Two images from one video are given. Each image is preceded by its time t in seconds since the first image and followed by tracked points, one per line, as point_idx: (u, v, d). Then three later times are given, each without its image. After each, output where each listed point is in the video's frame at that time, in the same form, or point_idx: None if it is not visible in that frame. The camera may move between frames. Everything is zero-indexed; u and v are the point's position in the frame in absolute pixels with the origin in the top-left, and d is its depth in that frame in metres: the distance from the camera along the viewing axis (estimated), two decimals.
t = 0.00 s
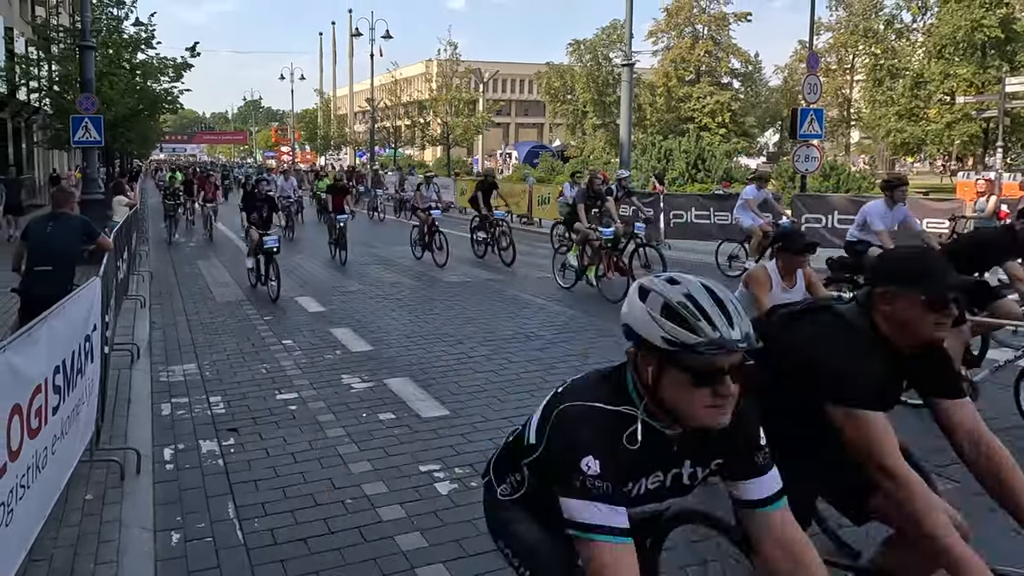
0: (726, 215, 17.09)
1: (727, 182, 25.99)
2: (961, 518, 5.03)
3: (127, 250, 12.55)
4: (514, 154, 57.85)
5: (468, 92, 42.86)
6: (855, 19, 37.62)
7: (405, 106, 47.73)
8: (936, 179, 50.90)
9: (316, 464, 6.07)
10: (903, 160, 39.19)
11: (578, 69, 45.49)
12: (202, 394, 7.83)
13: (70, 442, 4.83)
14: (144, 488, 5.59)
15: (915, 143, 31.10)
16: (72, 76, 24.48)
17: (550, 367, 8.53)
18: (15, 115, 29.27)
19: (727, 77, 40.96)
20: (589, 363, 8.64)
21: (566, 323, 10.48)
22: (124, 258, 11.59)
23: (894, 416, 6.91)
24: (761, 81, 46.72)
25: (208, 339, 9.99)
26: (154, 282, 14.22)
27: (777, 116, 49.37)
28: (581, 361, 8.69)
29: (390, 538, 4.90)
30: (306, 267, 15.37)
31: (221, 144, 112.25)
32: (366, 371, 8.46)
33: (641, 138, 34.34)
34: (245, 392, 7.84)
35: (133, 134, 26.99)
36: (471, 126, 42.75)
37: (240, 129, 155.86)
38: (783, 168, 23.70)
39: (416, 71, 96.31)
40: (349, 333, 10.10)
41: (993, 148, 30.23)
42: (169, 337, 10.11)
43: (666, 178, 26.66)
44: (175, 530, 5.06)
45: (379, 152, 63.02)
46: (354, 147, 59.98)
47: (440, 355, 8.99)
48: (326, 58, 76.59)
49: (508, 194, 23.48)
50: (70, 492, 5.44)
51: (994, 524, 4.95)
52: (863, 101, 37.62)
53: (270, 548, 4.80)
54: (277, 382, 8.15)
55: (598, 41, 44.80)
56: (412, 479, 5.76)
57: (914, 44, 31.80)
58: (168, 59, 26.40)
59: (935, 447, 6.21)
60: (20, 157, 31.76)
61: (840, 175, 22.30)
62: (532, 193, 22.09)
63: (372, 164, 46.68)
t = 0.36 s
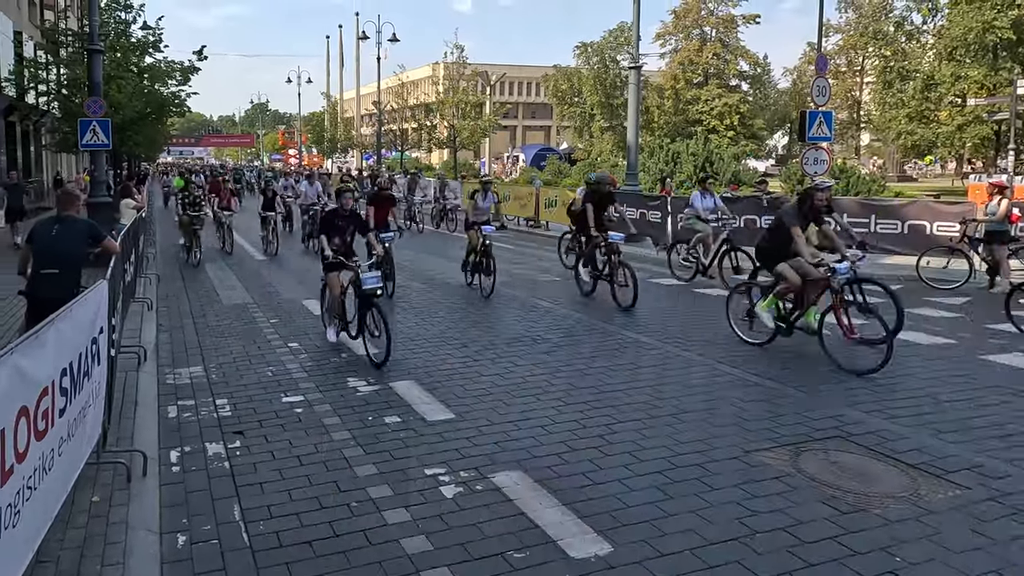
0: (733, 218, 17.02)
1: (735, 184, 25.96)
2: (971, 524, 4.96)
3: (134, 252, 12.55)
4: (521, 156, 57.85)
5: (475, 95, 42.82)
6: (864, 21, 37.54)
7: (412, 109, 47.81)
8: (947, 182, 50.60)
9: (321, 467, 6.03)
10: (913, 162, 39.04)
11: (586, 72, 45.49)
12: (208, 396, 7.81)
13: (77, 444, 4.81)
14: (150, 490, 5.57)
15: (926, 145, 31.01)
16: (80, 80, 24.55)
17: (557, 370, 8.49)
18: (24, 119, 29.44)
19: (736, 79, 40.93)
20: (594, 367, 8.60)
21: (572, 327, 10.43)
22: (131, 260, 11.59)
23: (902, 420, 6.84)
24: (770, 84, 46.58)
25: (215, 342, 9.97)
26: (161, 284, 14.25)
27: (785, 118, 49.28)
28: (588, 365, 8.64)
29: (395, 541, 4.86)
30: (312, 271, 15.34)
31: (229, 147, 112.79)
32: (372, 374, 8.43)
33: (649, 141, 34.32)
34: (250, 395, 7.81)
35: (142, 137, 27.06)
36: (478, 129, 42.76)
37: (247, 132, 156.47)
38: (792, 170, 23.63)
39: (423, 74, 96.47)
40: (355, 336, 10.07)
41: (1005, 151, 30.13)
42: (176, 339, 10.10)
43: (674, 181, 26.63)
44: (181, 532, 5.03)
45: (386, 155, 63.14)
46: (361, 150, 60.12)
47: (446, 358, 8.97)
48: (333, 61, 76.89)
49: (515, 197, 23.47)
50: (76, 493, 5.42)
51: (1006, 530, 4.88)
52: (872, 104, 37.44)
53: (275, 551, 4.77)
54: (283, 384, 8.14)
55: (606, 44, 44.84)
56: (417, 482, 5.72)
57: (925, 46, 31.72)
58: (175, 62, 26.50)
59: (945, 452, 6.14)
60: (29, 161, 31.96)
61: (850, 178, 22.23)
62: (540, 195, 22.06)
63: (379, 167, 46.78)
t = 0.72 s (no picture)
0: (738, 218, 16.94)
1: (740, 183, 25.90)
2: (979, 525, 4.92)
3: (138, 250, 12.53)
4: (525, 155, 57.79)
5: (479, 93, 42.78)
6: (869, 19, 37.44)
7: (416, 108, 47.78)
8: (953, 181, 50.46)
9: (325, 465, 6.01)
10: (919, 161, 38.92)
11: (590, 70, 45.37)
12: (212, 394, 7.79)
13: (80, 442, 4.78)
14: (153, 489, 5.54)
15: (932, 144, 30.91)
16: (84, 78, 24.50)
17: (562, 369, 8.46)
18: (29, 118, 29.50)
19: (741, 77, 40.84)
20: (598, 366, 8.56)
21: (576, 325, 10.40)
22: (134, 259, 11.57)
23: (908, 420, 6.78)
24: (775, 82, 46.48)
25: (219, 340, 9.95)
26: (165, 283, 14.23)
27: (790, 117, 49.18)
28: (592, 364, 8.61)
29: (399, 540, 4.83)
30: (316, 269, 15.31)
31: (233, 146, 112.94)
32: (375, 373, 8.40)
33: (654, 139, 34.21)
34: (254, 393, 7.79)
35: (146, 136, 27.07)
36: (482, 128, 42.77)
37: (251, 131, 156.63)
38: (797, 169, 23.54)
39: (427, 72, 96.46)
40: (359, 335, 10.05)
41: (1012, 149, 30.02)
42: (179, 338, 10.08)
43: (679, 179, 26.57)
44: (185, 530, 5.01)
45: (390, 154, 63.13)
46: (364, 149, 60.12)
47: (449, 357, 8.94)
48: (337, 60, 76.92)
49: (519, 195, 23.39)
50: (79, 492, 5.40)
51: (1013, 531, 4.84)
52: (878, 102, 37.35)
53: (280, 549, 4.75)
54: (287, 383, 8.11)
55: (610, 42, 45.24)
56: (421, 481, 5.70)
57: (931, 45, 31.63)
58: (179, 61, 26.53)
59: (952, 453, 6.09)
60: (33, 160, 32.01)
61: (855, 177, 22.16)
62: (544, 194, 22.01)
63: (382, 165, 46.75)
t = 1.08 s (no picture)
0: (739, 215, 16.94)
1: (742, 181, 25.90)
2: (979, 522, 4.91)
3: (139, 247, 12.55)
4: (527, 151, 57.79)
5: (481, 90, 42.70)
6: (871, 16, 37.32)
7: (418, 104, 47.76)
8: (956, 178, 50.42)
9: (325, 461, 6.01)
10: (922, 158, 38.81)
11: (592, 67, 45.31)
12: (213, 391, 7.79)
13: (81, 438, 4.77)
14: (155, 484, 5.54)
15: (936, 141, 30.88)
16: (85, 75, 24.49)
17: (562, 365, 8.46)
18: (31, 115, 29.55)
19: (743, 74, 40.81)
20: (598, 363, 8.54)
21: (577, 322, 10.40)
22: (136, 256, 11.57)
23: (909, 418, 6.77)
24: (777, 78, 46.38)
25: (220, 337, 9.94)
26: (167, 279, 14.19)
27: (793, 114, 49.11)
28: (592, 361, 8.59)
29: (399, 536, 4.83)
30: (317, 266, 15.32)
31: (235, 143, 113.06)
32: (376, 369, 8.40)
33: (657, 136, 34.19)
34: (255, 390, 7.78)
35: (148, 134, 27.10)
36: (484, 124, 42.70)
37: (253, 128, 156.75)
38: (800, 166, 23.52)
39: (429, 68, 96.37)
40: (359, 332, 10.05)
41: (1016, 146, 29.96)
42: (180, 335, 10.07)
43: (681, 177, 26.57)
44: (186, 526, 5.02)
45: (392, 150, 63.15)
46: (367, 145, 60.15)
47: (450, 352, 8.94)
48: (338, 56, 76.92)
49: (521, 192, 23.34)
50: (81, 487, 5.40)
51: (1014, 527, 4.84)
52: (882, 99, 37.26)
53: (280, 545, 4.75)
54: (288, 379, 8.12)
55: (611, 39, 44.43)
56: (422, 477, 5.69)
57: (934, 41, 31.56)
58: (181, 58, 26.58)
59: (955, 449, 6.09)
60: (34, 157, 32.09)
61: (858, 174, 22.15)
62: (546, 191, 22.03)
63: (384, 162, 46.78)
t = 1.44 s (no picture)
0: (740, 213, 16.91)
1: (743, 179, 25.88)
2: (979, 520, 4.90)
3: (139, 245, 12.54)
4: (528, 149, 57.72)
5: (482, 87, 42.62)
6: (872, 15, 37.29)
7: (419, 102, 47.75)
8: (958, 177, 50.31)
9: (326, 459, 6.01)
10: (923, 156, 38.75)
11: (593, 65, 45.27)
12: (214, 388, 7.79)
13: (81, 436, 4.77)
14: (155, 482, 5.53)
15: (937, 139, 30.87)
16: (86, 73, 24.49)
17: (562, 363, 8.46)
18: (32, 113, 29.53)
19: (744, 73, 40.77)
20: (597, 361, 8.52)
21: (578, 320, 10.39)
22: (137, 254, 11.58)
23: (908, 416, 6.77)
24: (779, 77, 46.28)
25: (221, 335, 9.94)
26: (167, 277, 14.19)
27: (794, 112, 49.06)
28: (593, 359, 8.57)
29: (399, 533, 4.83)
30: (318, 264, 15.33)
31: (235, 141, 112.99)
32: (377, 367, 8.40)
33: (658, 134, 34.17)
34: (256, 387, 7.79)
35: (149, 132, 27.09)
36: (485, 122, 42.63)
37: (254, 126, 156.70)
38: (801, 164, 23.48)
39: (430, 67, 96.32)
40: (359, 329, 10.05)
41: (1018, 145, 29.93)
42: (181, 332, 10.08)
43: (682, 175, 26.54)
44: (187, 523, 5.02)
45: (393, 148, 63.13)
46: (368, 143, 60.12)
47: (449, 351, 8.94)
48: (339, 54, 76.85)
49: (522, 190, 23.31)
50: (81, 484, 5.39)
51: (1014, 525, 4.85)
52: (883, 97, 37.15)
53: (280, 542, 4.75)
54: (289, 377, 8.12)
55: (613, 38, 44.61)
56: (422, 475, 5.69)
57: (936, 40, 31.53)
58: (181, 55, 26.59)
59: (955, 446, 6.09)
60: (36, 155, 32.10)
61: (859, 172, 22.12)
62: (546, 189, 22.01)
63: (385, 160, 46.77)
